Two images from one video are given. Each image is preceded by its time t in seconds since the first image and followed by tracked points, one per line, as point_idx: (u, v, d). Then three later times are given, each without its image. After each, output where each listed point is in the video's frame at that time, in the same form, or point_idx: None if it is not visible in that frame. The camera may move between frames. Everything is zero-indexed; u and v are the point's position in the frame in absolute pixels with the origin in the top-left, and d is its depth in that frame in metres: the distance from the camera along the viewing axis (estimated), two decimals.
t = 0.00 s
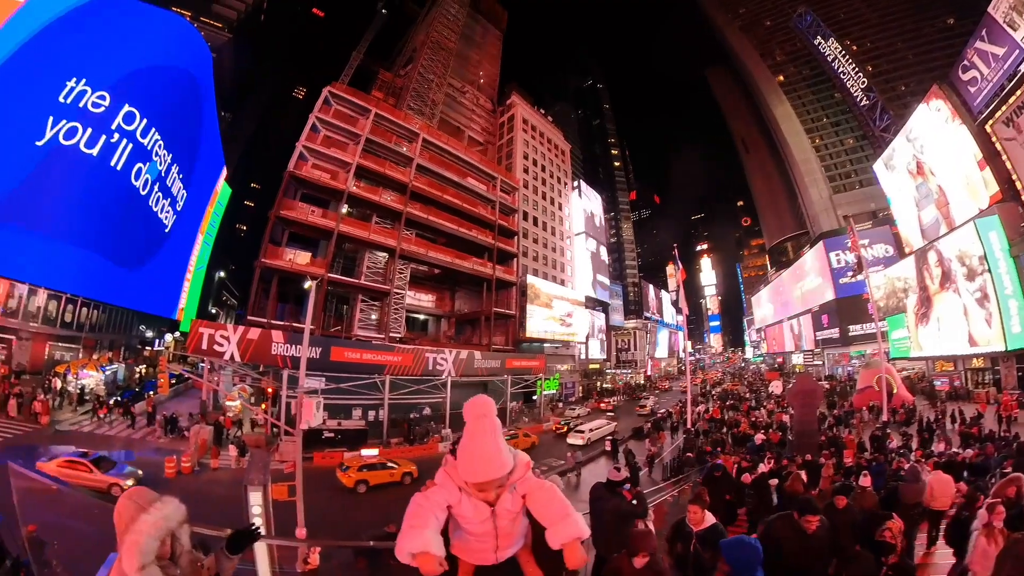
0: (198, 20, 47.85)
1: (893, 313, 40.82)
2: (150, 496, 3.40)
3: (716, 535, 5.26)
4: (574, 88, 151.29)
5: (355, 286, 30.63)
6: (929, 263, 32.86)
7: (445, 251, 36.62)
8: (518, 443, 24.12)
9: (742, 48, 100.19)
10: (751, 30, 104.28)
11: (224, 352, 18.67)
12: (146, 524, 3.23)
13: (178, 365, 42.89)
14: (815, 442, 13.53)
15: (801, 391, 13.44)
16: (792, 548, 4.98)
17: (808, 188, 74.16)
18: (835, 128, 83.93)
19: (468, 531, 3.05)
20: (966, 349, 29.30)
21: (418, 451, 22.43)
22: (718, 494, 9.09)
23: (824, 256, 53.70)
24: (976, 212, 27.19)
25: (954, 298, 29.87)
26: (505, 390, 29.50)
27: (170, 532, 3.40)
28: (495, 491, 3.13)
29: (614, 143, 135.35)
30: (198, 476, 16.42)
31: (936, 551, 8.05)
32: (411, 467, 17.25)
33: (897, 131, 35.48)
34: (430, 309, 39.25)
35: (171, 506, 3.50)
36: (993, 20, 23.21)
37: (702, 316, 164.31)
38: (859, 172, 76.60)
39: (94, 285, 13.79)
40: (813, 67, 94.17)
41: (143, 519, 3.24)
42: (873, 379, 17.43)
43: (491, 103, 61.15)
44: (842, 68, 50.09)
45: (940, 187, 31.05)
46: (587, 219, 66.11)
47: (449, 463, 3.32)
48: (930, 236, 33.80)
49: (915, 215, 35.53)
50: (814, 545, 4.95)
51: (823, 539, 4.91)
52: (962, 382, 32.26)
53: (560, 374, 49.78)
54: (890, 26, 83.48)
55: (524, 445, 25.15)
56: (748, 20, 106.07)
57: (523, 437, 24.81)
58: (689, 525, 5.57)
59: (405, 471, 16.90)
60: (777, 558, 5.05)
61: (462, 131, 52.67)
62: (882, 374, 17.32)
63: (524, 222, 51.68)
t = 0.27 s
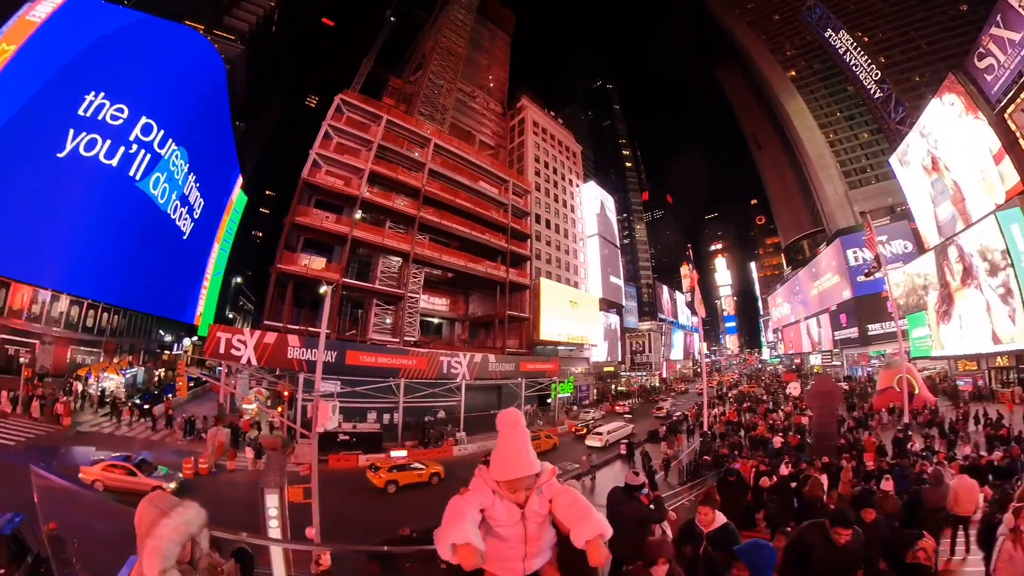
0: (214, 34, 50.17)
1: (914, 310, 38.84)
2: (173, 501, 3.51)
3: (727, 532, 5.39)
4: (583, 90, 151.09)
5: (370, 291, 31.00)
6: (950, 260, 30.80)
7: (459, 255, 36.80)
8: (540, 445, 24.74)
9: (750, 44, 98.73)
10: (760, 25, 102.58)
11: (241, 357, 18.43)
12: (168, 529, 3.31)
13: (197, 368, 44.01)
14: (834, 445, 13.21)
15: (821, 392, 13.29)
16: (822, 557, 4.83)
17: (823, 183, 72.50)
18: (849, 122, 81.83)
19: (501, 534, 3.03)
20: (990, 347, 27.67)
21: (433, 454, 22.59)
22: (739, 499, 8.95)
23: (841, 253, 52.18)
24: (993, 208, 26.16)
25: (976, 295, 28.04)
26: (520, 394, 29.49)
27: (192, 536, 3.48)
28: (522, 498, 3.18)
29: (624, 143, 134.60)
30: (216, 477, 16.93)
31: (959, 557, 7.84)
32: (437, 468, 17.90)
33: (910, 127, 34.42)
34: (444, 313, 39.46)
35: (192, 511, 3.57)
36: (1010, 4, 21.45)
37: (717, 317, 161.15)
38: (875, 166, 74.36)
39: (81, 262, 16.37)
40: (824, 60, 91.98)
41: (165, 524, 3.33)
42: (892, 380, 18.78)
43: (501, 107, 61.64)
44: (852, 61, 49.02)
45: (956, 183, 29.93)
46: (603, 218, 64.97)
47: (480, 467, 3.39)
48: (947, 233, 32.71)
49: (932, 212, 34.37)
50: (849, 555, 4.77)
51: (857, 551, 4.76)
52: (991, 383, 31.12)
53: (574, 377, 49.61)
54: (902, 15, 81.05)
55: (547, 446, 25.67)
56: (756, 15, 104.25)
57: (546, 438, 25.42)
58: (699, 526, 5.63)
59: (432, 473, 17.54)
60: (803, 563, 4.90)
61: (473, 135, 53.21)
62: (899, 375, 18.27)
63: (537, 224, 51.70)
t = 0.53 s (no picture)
0: (224, 45, 51.53)
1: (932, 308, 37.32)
2: (199, 509, 3.62)
3: (748, 539, 5.06)
4: (591, 92, 150.72)
5: (383, 295, 31.30)
6: (966, 255, 29.37)
7: (470, 258, 36.94)
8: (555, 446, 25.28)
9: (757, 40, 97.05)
10: (767, 21, 100.79)
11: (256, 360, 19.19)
12: (196, 536, 3.39)
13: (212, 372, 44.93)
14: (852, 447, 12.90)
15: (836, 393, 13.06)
16: (845, 567, 4.66)
17: (836, 179, 70.37)
18: (860, 116, 80.15)
19: (535, 494, 2.77)
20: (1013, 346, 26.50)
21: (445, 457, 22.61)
22: (756, 504, 8.76)
23: (856, 251, 50.87)
24: (1006, 203, 25.21)
25: (995, 291, 26.78)
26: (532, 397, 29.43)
27: (219, 542, 3.54)
28: (562, 452, 2.92)
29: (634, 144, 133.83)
30: (231, 479, 17.26)
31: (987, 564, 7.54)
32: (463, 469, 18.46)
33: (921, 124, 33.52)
34: (456, 316, 39.60)
35: (219, 518, 3.66)
36: None
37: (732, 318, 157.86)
38: (889, 161, 72.56)
39: (94, 261, 18.59)
40: (834, 53, 90.17)
41: (193, 532, 3.39)
42: (910, 380, 17.20)
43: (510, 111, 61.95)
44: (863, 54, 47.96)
45: (968, 179, 28.99)
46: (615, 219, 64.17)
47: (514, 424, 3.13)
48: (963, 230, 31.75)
49: (946, 209, 33.37)
50: (872, 566, 4.59)
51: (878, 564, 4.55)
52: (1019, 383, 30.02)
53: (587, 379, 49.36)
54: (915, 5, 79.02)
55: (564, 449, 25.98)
56: (764, 10, 102.69)
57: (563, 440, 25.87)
58: (718, 532, 5.30)
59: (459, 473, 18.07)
60: (826, 575, 4.76)
61: (482, 138, 53.44)
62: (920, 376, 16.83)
63: (548, 227, 51.66)
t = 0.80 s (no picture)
0: (233, 53, 52.61)
1: (944, 306, 36.57)
2: (220, 514, 3.73)
3: (771, 548, 4.99)
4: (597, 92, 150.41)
5: (394, 298, 31.60)
6: (982, 250, 28.71)
7: (479, 261, 37.01)
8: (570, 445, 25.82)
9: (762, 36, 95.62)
10: (772, 17, 99.31)
11: (267, 363, 19.78)
12: (218, 541, 3.50)
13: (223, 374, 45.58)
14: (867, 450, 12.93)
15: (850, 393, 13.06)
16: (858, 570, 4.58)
17: (846, 176, 69.07)
18: (869, 111, 78.76)
19: (566, 542, 2.72)
20: None
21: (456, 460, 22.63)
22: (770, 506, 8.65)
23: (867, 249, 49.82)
24: (1018, 200, 24.26)
25: (1009, 288, 26.06)
26: (542, 399, 29.42)
27: (240, 547, 3.62)
28: (588, 497, 2.91)
29: (641, 143, 133.18)
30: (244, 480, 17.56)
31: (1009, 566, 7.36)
32: (481, 470, 19.08)
33: (931, 121, 32.81)
34: (466, 319, 39.77)
35: (240, 522, 3.76)
36: None
37: (742, 319, 155.44)
38: (899, 156, 71.16)
39: (105, 267, 19.12)
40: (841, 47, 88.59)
41: (213, 536, 3.51)
42: (926, 379, 16.87)
43: (516, 113, 62.22)
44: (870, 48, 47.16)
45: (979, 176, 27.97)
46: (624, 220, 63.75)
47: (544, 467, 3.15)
48: (973, 228, 30.71)
49: (956, 206, 32.48)
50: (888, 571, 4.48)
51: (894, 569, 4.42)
52: None
53: (597, 381, 49.21)
54: None
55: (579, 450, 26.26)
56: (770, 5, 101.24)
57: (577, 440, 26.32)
58: (740, 540, 5.19)
59: (479, 474, 18.79)
60: None
61: (490, 141, 54.34)
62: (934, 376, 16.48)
63: (557, 229, 51.60)
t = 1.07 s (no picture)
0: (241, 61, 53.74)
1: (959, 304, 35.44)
2: (242, 517, 3.66)
3: (790, 553, 4.88)
4: (603, 92, 149.94)
5: (404, 301, 31.81)
6: (996, 247, 27.86)
7: (488, 263, 37.10)
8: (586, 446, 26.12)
9: (768, 33, 94.28)
10: (777, 14, 97.81)
11: (278, 366, 19.93)
12: (239, 545, 3.43)
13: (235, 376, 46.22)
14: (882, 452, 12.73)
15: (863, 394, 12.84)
16: (867, 568, 4.45)
17: (856, 172, 68.04)
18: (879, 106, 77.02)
19: None
20: None
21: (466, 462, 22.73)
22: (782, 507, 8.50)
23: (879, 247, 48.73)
24: None
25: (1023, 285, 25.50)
26: (552, 401, 29.35)
27: (262, 552, 3.55)
28: (584, 558, 2.94)
29: (648, 143, 132.37)
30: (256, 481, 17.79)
31: None
32: (502, 469, 19.82)
33: (939, 118, 32.34)
34: (475, 321, 39.90)
35: (262, 526, 3.68)
36: None
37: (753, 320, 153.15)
38: (911, 151, 69.49)
39: (116, 273, 19.76)
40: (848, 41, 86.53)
41: (236, 540, 3.44)
42: (941, 378, 16.74)
43: (523, 115, 62.39)
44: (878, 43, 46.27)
45: (988, 173, 27.29)
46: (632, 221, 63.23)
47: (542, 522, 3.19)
48: (983, 226, 29.75)
49: (966, 203, 31.56)
50: (896, 566, 4.35)
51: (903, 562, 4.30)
52: None
53: (607, 383, 48.95)
54: None
55: (596, 450, 26.54)
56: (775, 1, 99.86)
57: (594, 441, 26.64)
58: (757, 543, 5.08)
59: (501, 473, 19.52)
60: None
61: (497, 144, 54.38)
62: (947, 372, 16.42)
63: (565, 230, 51.49)
